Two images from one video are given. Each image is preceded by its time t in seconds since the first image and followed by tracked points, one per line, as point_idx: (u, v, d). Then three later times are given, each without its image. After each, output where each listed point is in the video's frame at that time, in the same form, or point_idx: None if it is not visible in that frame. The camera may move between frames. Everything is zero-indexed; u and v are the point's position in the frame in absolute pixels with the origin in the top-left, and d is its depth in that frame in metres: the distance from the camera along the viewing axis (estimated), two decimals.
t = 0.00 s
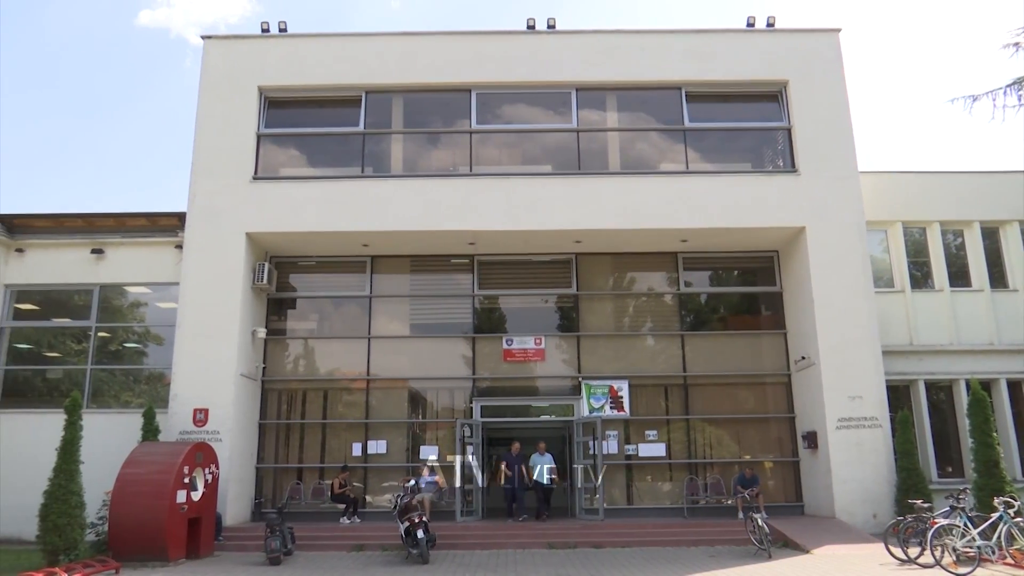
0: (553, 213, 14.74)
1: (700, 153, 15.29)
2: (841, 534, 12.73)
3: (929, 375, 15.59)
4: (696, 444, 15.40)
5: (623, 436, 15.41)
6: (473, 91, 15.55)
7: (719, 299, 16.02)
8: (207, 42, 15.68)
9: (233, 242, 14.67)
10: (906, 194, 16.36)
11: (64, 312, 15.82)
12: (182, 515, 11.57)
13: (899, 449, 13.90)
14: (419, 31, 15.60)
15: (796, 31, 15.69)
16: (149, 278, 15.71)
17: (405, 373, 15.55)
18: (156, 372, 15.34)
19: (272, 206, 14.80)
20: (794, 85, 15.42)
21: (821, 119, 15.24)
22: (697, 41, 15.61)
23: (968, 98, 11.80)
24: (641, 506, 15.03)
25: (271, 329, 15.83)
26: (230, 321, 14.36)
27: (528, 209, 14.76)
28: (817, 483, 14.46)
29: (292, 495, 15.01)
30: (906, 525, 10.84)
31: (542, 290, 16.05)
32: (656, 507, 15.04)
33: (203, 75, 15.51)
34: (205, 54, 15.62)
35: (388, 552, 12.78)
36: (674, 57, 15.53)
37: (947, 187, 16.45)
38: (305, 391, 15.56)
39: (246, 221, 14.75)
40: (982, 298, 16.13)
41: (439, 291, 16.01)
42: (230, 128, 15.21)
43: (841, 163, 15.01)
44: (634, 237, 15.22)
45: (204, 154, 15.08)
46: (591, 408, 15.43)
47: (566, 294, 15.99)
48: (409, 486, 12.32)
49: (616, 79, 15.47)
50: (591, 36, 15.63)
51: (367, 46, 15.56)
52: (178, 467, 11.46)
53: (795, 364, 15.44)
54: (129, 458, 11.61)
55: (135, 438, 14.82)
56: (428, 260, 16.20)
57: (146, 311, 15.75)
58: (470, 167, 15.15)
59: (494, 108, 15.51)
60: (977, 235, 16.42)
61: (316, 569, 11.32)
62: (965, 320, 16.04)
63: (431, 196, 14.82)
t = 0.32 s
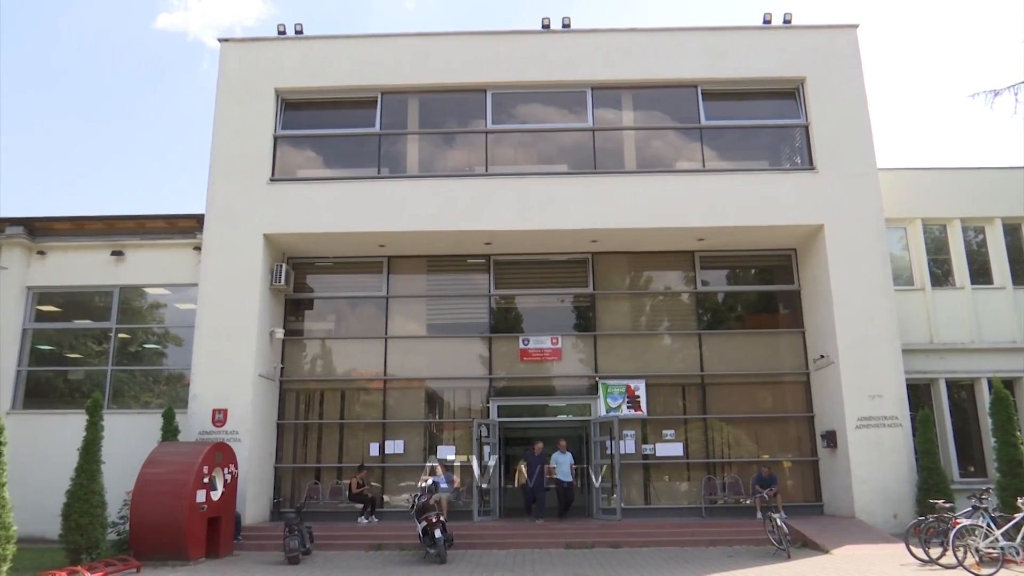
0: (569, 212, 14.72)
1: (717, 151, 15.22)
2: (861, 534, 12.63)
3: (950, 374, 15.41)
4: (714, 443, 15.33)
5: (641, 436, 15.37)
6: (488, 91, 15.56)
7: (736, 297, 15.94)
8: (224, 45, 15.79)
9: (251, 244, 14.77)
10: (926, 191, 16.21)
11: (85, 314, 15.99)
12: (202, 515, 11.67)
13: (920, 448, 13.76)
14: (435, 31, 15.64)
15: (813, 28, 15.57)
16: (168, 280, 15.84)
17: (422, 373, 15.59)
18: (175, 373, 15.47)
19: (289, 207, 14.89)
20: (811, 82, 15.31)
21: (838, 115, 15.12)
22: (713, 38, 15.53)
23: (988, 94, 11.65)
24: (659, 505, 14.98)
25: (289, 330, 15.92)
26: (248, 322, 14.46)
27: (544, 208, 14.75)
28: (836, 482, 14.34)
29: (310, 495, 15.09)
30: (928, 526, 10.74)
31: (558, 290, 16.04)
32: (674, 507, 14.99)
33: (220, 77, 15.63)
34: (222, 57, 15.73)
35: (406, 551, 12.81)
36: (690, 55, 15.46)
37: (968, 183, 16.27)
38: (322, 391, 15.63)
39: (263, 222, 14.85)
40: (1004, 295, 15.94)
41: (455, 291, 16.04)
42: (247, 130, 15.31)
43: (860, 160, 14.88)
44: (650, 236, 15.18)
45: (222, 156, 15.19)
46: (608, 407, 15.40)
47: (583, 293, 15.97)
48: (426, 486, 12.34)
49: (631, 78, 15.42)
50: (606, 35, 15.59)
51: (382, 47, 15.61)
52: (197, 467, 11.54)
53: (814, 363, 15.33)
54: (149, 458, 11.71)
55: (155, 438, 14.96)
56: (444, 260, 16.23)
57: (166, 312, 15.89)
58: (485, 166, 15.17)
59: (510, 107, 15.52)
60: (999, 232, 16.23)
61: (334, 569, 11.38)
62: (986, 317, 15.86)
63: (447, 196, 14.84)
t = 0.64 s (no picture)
0: (584, 211, 14.70)
1: (733, 150, 15.15)
2: (881, 534, 12.53)
3: (970, 372, 15.27)
4: (731, 443, 15.26)
5: (657, 435, 15.32)
6: (503, 90, 15.57)
7: (752, 296, 15.86)
8: (240, 47, 15.89)
9: (268, 245, 14.86)
10: (945, 188, 16.07)
11: (104, 315, 16.14)
12: (220, 514, 11.74)
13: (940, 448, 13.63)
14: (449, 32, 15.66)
15: (829, 24, 15.46)
16: (186, 281, 15.96)
17: (438, 373, 15.62)
18: (193, 373, 15.60)
19: (305, 208, 14.97)
20: (828, 79, 15.21)
21: (856, 112, 15.01)
22: (728, 36, 15.46)
23: (1005, 89, 11.58)
24: (675, 505, 14.94)
25: (306, 330, 16.00)
26: (265, 322, 14.54)
27: (559, 208, 14.74)
28: (855, 482, 14.24)
29: (327, 494, 15.16)
30: (949, 526, 10.63)
31: (574, 289, 16.02)
32: (691, 507, 14.94)
33: (236, 79, 15.73)
34: (238, 59, 15.83)
35: (423, 551, 12.84)
36: (705, 53, 15.40)
37: (988, 180, 16.11)
38: (339, 392, 15.70)
39: (280, 223, 14.93)
40: None
41: (470, 291, 16.06)
42: (263, 132, 15.40)
43: (878, 157, 14.76)
44: (666, 235, 15.13)
45: (239, 157, 15.29)
46: (624, 407, 15.37)
47: (598, 293, 15.94)
48: (443, 486, 12.34)
49: (646, 76, 15.38)
50: (621, 33, 15.56)
51: (397, 48, 15.66)
52: (215, 467, 11.61)
53: (832, 361, 15.22)
54: (168, 458, 11.80)
55: (174, 438, 15.09)
56: (459, 260, 16.26)
57: (184, 313, 16.01)
58: (500, 166, 15.17)
59: (524, 107, 15.52)
60: (1020, 229, 16.05)
61: (351, 568, 11.42)
62: (1007, 315, 15.69)
63: (462, 196, 14.86)
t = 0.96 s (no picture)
0: (600, 210, 14.67)
1: (749, 147, 15.07)
2: (903, 534, 12.41)
3: (993, 371, 15.07)
4: (749, 442, 15.17)
5: (675, 435, 15.27)
6: (518, 90, 15.58)
7: (770, 295, 15.76)
8: (257, 50, 16.00)
9: (285, 246, 14.95)
10: (966, 184, 15.90)
11: (124, 317, 16.31)
12: (240, 514, 11.83)
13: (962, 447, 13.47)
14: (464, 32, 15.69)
15: (846, 20, 15.34)
16: (205, 283, 16.10)
17: (455, 373, 15.65)
18: (213, 374, 15.72)
19: (322, 209, 15.04)
20: (846, 75, 15.08)
21: (874, 108, 14.87)
22: (744, 33, 15.37)
23: None
24: (694, 505, 14.87)
25: (323, 331, 16.08)
26: (283, 323, 14.64)
27: (575, 207, 14.72)
28: (875, 481, 14.11)
29: (346, 494, 15.25)
30: (972, 526, 10.49)
31: (590, 289, 15.99)
32: (709, 507, 14.86)
33: (253, 82, 15.84)
34: (255, 62, 15.95)
35: (441, 550, 12.87)
36: (721, 50, 15.32)
37: (1009, 176, 15.91)
38: (357, 392, 15.77)
39: (297, 224, 15.02)
40: None
41: (487, 291, 16.08)
42: (280, 134, 15.50)
43: (897, 153, 14.62)
44: (682, 234, 15.07)
45: (256, 159, 15.40)
46: (642, 406, 15.32)
47: (615, 292, 15.90)
48: (461, 486, 12.36)
49: (662, 74, 15.32)
50: (636, 32, 15.51)
51: (412, 49, 15.71)
52: (234, 467, 11.70)
53: (851, 360, 15.09)
54: (188, 459, 11.90)
55: (194, 438, 15.23)
56: (475, 260, 16.28)
57: (203, 314, 16.14)
58: (516, 166, 15.18)
59: (540, 107, 15.52)
60: None
61: (370, 567, 11.48)
62: None
63: (478, 196, 14.88)
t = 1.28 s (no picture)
0: (618, 209, 14.64)
1: (768, 145, 14.98)
2: (926, 534, 12.28)
3: (1017, 369, 14.88)
4: (770, 441, 15.07)
5: (694, 434, 15.20)
6: (535, 90, 15.58)
7: (790, 293, 15.66)
8: (275, 53, 16.11)
9: (304, 247, 15.05)
10: (989, 180, 15.71)
11: (146, 319, 16.48)
12: (261, 513, 11.92)
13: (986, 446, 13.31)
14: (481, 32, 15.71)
15: (866, 15, 15.19)
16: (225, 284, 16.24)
17: (473, 373, 15.67)
18: (233, 374, 15.85)
19: (340, 210, 15.12)
20: (865, 71, 14.94)
21: (895, 105, 14.72)
22: (762, 30, 15.27)
23: None
24: (714, 505, 14.80)
25: (342, 331, 16.17)
26: (303, 323, 14.73)
27: (592, 206, 14.69)
28: (898, 481, 13.97)
29: (365, 494, 15.32)
30: (998, 526, 10.34)
31: (608, 288, 15.96)
32: (729, 507, 14.79)
33: (272, 84, 15.95)
34: (273, 65, 16.06)
35: (460, 550, 12.91)
36: (738, 47, 15.23)
37: None
38: (376, 392, 15.83)
39: (316, 226, 15.11)
40: None
41: (505, 290, 16.10)
42: (298, 136, 15.60)
43: (918, 149, 14.47)
44: (701, 232, 15.00)
45: (275, 161, 15.51)
46: (661, 406, 15.26)
47: (633, 291, 15.87)
48: (479, 486, 12.39)
49: (679, 72, 15.25)
50: (652, 30, 15.46)
51: (429, 50, 15.75)
52: (255, 466, 11.78)
53: (872, 359, 14.96)
54: (209, 458, 12.00)
55: (215, 438, 15.36)
56: (493, 259, 16.31)
57: (223, 315, 16.28)
58: (533, 166, 15.18)
59: (557, 106, 15.51)
60: None
61: (390, 567, 11.53)
62: None
63: (495, 196, 14.90)
